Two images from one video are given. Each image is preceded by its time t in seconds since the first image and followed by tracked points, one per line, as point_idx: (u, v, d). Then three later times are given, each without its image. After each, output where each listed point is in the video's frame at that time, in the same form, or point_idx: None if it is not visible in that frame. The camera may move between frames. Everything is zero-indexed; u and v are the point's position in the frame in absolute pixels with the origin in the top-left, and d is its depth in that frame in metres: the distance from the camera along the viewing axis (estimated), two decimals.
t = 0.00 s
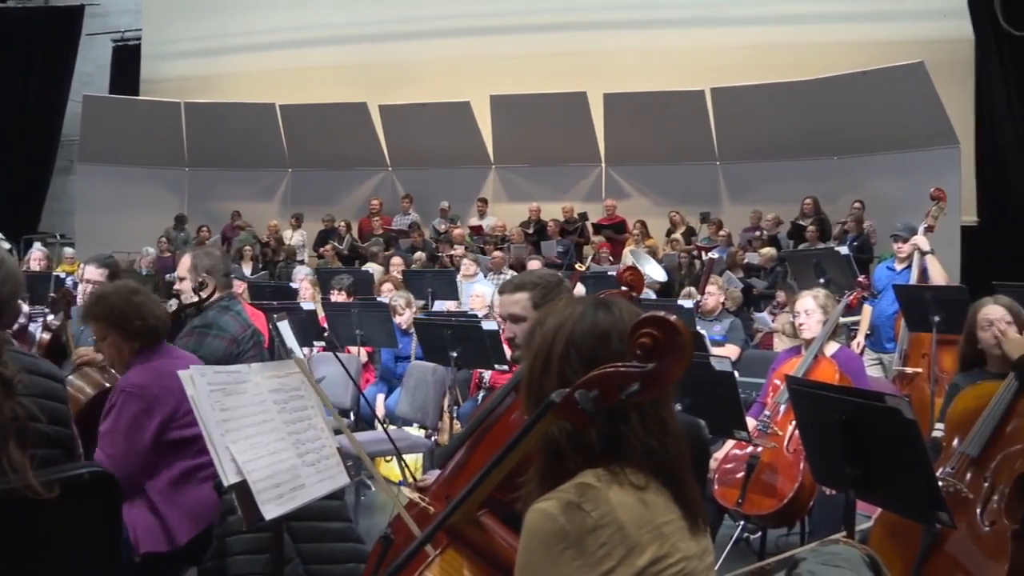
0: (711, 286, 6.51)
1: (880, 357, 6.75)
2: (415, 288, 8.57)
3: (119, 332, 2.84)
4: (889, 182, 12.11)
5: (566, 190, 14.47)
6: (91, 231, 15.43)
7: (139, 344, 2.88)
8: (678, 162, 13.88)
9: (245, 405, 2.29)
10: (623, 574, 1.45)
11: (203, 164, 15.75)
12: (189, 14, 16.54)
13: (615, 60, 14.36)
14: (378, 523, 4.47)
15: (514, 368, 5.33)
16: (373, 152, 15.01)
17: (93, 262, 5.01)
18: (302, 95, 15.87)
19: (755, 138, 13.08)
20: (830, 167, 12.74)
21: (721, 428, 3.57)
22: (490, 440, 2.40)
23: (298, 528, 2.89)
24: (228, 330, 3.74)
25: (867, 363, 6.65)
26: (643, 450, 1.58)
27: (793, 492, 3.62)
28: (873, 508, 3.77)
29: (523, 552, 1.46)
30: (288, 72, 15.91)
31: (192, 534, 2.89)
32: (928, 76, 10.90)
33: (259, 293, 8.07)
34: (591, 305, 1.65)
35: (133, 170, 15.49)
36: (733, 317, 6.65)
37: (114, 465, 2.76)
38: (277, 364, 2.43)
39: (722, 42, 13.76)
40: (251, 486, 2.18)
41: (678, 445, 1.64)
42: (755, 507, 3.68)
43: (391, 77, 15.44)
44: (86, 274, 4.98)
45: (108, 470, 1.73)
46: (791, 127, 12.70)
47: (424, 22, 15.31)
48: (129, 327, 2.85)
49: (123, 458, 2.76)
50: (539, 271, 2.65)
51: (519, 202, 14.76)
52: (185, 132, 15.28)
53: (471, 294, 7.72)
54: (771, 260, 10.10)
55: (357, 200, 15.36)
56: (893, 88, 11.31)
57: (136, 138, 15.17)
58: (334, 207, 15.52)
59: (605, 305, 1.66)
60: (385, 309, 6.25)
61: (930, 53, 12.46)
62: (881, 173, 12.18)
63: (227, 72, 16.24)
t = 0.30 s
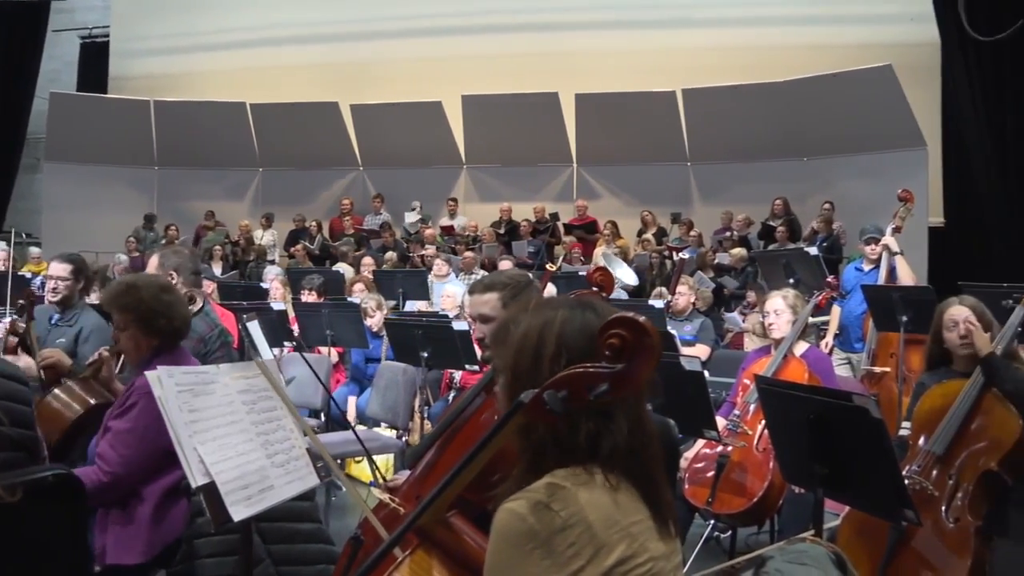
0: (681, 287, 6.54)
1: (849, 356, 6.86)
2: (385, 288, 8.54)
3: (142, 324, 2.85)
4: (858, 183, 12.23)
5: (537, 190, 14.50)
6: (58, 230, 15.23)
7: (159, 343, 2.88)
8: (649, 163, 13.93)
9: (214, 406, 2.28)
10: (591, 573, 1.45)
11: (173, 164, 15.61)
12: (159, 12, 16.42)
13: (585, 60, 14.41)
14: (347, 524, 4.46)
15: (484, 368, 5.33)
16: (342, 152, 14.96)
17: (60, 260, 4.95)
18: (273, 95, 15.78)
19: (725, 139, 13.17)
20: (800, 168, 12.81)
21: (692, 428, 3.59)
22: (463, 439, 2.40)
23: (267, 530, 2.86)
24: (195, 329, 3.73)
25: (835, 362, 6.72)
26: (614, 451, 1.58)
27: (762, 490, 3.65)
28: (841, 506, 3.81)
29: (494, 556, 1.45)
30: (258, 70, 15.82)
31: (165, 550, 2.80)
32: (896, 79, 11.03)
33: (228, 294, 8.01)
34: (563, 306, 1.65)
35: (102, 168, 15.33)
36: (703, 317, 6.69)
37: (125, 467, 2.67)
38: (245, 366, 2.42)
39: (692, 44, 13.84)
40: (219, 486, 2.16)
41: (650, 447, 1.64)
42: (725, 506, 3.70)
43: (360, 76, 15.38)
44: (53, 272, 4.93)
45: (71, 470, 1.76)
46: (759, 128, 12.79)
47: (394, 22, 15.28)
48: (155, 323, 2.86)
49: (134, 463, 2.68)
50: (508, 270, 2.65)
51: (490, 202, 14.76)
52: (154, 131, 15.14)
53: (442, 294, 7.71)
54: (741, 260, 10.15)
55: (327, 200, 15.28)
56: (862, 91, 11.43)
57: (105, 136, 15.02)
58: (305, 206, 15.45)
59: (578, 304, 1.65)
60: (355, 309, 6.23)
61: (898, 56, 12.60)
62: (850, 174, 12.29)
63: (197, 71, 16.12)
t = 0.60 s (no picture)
0: (650, 287, 6.57)
1: (816, 356, 6.93)
2: (354, 288, 8.51)
3: (120, 326, 2.82)
4: (826, 185, 12.34)
5: (507, 190, 14.52)
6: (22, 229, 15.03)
7: (135, 346, 2.86)
8: (620, 163, 13.98)
9: (180, 407, 2.26)
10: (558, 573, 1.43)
11: (139, 162, 15.46)
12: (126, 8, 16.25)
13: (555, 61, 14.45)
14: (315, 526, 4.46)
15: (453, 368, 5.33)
16: (310, 151, 14.89)
17: (21, 259, 4.90)
18: (243, 93, 15.65)
19: (693, 140, 13.25)
20: (768, 168, 12.89)
21: (661, 428, 3.62)
22: (432, 439, 2.39)
23: (233, 532, 2.85)
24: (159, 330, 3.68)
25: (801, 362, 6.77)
26: (582, 450, 1.57)
27: (730, 489, 3.69)
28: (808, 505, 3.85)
29: (461, 557, 1.43)
30: (226, 69, 15.70)
31: (118, 557, 2.76)
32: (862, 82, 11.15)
33: (196, 293, 7.95)
34: (528, 307, 1.66)
35: (68, 167, 15.16)
36: (672, 317, 6.73)
37: (89, 471, 2.64)
38: (211, 368, 2.42)
39: (661, 45, 13.92)
40: (184, 488, 2.14)
41: (618, 448, 1.63)
42: (693, 505, 3.73)
43: (329, 74, 15.30)
44: (15, 271, 4.87)
45: (32, 473, 1.73)
46: (726, 130, 12.88)
47: (363, 21, 15.23)
48: (134, 326, 2.83)
49: (99, 467, 2.65)
50: (476, 271, 2.67)
51: (460, 202, 14.76)
52: (121, 129, 14.98)
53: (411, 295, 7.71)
54: (710, 260, 10.21)
55: (296, 199, 15.21)
56: (829, 94, 11.55)
57: (71, 134, 14.84)
58: (273, 206, 15.38)
59: (543, 305, 1.66)
60: (324, 309, 6.21)
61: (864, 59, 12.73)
62: (817, 176, 12.40)
63: (165, 69, 15.97)
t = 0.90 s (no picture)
0: (621, 287, 6.59)
1: (785, 356, 6.98)
2: (324, 288, 8.48)
3: (87, 327, 2.79)
4: (795, 186, 12.45)
5: (478, 189, 14.53)
6: None
7: (101, 348, 2.83)
8: (590, 164, 14.03)
9: (145, 408, 2.24)
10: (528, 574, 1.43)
11: (106, 161, 15.32)
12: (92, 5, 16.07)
13: (525, 61, 14.47)
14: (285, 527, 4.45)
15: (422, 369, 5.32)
16: (280, 150, 14.80)
17: None
18: (212, 92, 15.53)
19: (663, 141, 13.30)
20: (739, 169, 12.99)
21: (630, 428, 3.63)
22: (401, 439, 2.39)
23: (200, 533, 2.84)
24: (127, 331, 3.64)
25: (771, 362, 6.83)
26: (551, 451, 1.58)
27: (699, 489, 3.72)
28: (776, 502, 3.89)
29: (430, 557, 1.43)
30: (195, 67, 15.58)
31: (87, 566, 2.71)
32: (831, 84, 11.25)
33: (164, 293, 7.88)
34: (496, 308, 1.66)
35: (34, 165, 14.98)
36: (641, 317, 6.76)
37: (48, 471, 2.61)
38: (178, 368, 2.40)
39: (632, 46, 13.97)
40: (150, 490, 2.12)
41: (586, 449, 1.64)
42: (663, 505, 3.76)
43: (299, 73, 15.22)
44: None
45: None
46: (695, 132, 12.96)
47: (333, 20, 15.16)
48: (101, 329, 2.81)
49: (59, 468, 2.63)
50: (444, 272, 2.68)
51: (432, 202, 14.75)
52: (88, 127, 14.82)
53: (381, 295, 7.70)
54: (678, 261, 10.26)
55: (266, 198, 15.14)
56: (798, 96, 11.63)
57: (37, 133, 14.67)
58: (243, 206, 15.31)
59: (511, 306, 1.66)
60: (293, 309, 6.19)
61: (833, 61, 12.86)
62: (787, 177, 12.50)
63: (132, 67, 15.82)
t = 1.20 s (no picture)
0: (588, 287, 6.61)
1: (751, 356, 7.03)
2: (290, 289, 8.44)
3: (73, 330, 2.76)
4: (763, 187, 12.53)
5: (447, 189, 14.50)
6: None
7: (81, 354, 2.80)
8: (559, 164, 14.04)
9: (107, 409, 2.22)
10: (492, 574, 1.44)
11: (70, 158, 15.13)
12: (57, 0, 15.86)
13: (493, 61, 14.46)
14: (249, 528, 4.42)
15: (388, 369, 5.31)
16: (248, 149, 14.69)
17: None
18: (179, 89, 15.37)
19: (631, 142, 13.35)
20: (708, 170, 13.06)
21: (597, 427, 3.65)
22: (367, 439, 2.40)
23: (165, 535, 2.82)
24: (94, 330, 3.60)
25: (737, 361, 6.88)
26: (514, 450, 1.58)
27: (665, 488, 3.75)
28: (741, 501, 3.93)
29: (393, 556, 1.43)
30: (162, 64, 15.42)
31: (52, 569, 2.66)
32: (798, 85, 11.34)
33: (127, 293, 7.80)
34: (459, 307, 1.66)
35: None
36: (608, 317, 6.79)
37: (20, 469, 2.59)
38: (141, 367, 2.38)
39: (598, 47, 13.99)
40: (112, 492, 2.11)
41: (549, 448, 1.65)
42: (629, 505, 3.78)
43: (267, 71, 15.09)
44: None
45: None
46: (662, 133, 13.01)
47: (301, 18, 15.06)
48: (86, 334, 2.78)
49: (32, 466, 2.60)
50: (411, 272, 2.68)
51: (401, 201, 14.70)
52: (51, 124, 14.62)
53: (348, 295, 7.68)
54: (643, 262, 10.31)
55: (234, 197, 15.02)
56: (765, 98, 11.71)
57: None
58: (210, 205, 15.15)
59: (474, 306, 1.66)
60: (259, 309, 6.15)
61: (800, 63, 12.94)
62: (755, 177, 12.59)
63: (98, 64, 15.63)
